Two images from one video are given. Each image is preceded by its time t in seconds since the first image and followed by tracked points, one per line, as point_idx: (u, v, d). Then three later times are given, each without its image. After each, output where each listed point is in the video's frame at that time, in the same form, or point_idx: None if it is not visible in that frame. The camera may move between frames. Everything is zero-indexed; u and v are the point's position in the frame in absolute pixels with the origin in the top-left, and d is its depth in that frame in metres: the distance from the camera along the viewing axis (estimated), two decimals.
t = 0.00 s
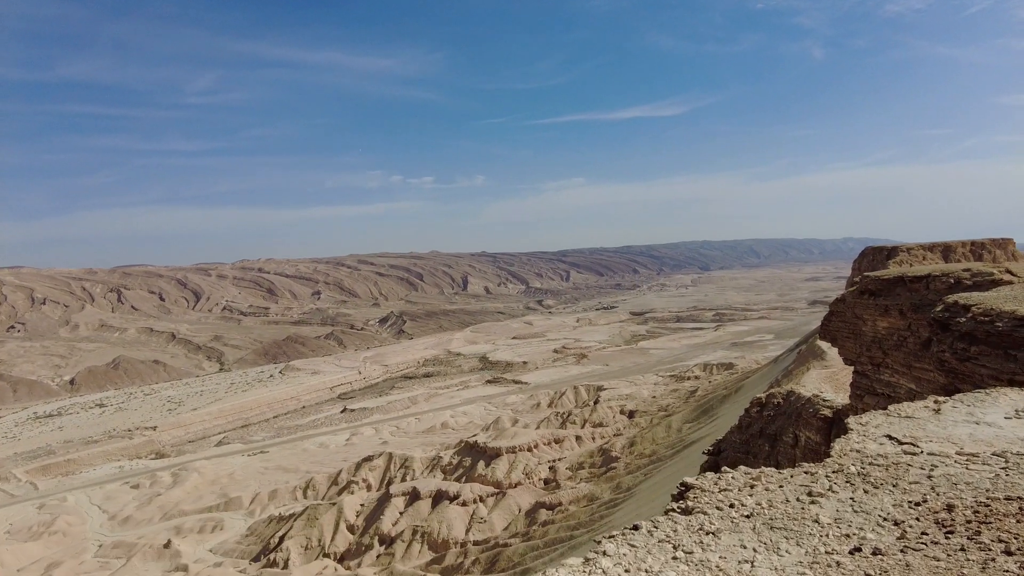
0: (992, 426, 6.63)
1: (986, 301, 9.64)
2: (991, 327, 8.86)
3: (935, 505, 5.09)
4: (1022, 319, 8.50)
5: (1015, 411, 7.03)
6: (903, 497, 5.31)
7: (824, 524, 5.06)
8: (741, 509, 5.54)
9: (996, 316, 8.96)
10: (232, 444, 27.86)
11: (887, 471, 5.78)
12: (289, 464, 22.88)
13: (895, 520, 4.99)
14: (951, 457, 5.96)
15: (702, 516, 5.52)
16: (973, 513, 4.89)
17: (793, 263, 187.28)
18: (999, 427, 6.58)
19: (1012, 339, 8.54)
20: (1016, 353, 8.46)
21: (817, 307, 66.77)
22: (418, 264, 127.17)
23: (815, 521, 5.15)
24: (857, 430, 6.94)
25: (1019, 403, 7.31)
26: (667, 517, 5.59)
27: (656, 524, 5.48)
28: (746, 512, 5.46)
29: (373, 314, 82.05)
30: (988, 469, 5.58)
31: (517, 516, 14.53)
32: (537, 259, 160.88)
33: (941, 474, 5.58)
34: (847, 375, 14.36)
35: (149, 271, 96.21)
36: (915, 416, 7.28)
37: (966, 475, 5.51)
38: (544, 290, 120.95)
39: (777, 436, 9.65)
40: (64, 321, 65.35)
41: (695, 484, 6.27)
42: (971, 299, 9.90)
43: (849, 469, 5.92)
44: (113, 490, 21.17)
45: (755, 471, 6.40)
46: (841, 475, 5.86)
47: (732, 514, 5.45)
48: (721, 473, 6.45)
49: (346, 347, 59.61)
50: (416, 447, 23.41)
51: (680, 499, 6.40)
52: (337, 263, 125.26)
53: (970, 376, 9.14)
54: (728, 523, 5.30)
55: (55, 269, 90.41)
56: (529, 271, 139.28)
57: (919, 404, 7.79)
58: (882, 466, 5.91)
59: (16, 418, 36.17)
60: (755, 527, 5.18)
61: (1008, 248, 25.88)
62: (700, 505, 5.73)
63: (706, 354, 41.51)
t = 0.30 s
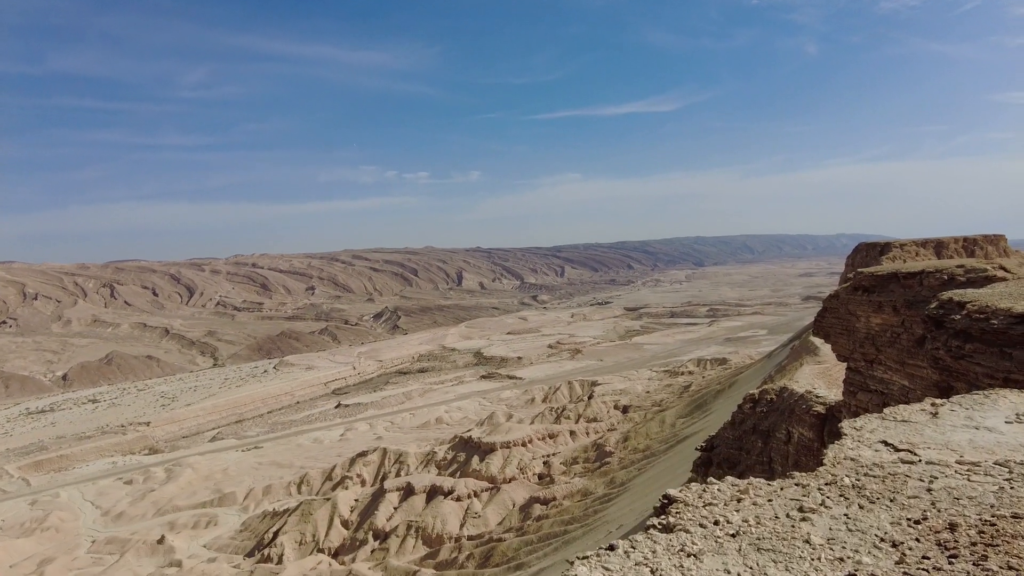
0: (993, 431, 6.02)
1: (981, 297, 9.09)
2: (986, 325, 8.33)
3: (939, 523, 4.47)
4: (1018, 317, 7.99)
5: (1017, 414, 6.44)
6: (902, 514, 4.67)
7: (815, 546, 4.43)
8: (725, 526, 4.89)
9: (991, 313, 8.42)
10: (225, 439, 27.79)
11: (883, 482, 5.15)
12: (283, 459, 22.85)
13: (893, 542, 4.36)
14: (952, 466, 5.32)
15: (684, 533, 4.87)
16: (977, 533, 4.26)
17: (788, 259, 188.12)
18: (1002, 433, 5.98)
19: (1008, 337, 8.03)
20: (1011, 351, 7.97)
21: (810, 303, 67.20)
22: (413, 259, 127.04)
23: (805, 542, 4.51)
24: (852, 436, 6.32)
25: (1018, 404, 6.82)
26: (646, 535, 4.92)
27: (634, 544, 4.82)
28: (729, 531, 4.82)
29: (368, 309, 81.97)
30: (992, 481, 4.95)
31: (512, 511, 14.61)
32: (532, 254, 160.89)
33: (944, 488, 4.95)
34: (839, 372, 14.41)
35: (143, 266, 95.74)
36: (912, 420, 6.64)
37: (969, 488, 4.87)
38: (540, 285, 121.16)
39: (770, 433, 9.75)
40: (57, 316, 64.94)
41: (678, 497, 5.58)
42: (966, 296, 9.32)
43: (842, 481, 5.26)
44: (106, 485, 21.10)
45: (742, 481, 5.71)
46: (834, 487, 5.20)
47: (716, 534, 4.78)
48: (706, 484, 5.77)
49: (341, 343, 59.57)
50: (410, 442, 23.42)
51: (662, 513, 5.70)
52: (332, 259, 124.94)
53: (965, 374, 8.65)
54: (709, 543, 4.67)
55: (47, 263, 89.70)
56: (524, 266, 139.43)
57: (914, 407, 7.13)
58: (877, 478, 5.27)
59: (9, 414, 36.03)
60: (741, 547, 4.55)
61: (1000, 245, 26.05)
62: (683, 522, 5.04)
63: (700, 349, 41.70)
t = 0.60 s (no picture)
0: (999, 437, 5.98)
1: (981, 295, 9.11)
2: (986, 323, 8.34)
3: (946, 542, 4.38)
4: (1018, 315, 8.00)
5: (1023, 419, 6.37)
6: (906, 533, 4.59)
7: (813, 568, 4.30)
8: (713, 543, 4.73)
9: (991, 311, 8.43)
10: (223, 438, 27.77)
11: (885, 496, 5.07)
12: (282, 458, 22.84)
13: (897, 565, 4.27)
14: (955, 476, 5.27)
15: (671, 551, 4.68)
16: (987, 554, 4.19)
17: (786, 257, 188.19)
18: (1007, 438, 5.92)
19: (1008, 335, 8.04)
20: (1012, 350, 7.99)
21: (808, 300, 67.28)
22: (411, 258, 126.89)
23: (801, 563, 4.38)
24: (850, 441, 6.26)
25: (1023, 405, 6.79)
26: (628, 554, 4.66)
27: (615, 564, 4.60)
28: (718, 549, 4.66)
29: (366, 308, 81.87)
30: (1000, 494, 4.90)
31: (511, 509, 14.66)
32: (529, 252, 160.75)
33: (951, 502, 4.87)
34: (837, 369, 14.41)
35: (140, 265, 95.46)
36: (912, 425, 6.58)
37: (975, 502, 4.81)
38: (538, 283, 121.14)
39: (768, 432, 9.82)
40: (53, 315, 64.71)
41: (665, 509, 5.40)
42: (966, 293, 9.33)
43: (841, 494, 5.17)
44: (104, 485, 21.08)
45: (734, 493, 5.58)
46: (832, 501, 5.11)
47: (703, 553, 4.59)
48: (696, 496, 5.63)
49: (339, 341, 59.49)
50: (408, 441, 23.43)
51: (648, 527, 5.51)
52: (330, 258, 124.72)
53: (965, 373, 8.67)
54: (698, 562, 4.50)
55: (43, 262, 89.28)
56: (523, 264, 139.38)
57: (916, 410, 7.16)
58: (879, 490, 5.18)
59: (5, 413, 35.94)
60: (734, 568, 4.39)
61: (997, 242, 26.14)
62: (668, 539, 4.84)
63: (698, 347, 41.75)
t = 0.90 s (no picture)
0: (1015, 444, 5.68)
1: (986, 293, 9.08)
2: (992, 322, 8.30)
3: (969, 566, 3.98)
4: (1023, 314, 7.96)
5: None
6: (922, 554, 4.19)
7: None
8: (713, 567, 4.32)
9: (997, 310, 8.38)
10: (224, 438, 27.80)
11: (898, 512, 4.67)
12: (283, 458, 22.85)
13: None
14: (972, 489, 4.95)
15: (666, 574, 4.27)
16: None
17: (786, 255, 188.08)
18: None
19: (1012, 334, 8.02)
20: (1016, 349, 7.96)
21: (809, 298, 67.32)
22: (411, 257, 126.95)
23: None
24: (857, 449, 5.97)
25: None
26: None
27: None
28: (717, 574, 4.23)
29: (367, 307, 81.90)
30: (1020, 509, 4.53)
31: (512, 508, 14.68)
32: (530, 251, 160.73)
33: (968, 520, 4.47)
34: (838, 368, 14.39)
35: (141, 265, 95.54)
36: (923, 431, 6.28)
37: (995, 520, 4.42)
38: (539, 282, 121.18)
39: (768, 431, 9.82)
40: (54, 315, 64.76)
41: (660, 527, 4.95)
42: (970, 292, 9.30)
43: (850, 510, 4.76)
44: (105, 485, 21.11)
45: (734, 508, 5.14)
46: (840, 518, 4.70)
47: None
48: (693, 511, 5.19)
49: (340, 341, 59.55)
50: (409, 440, 23.43)
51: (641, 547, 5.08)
52: (331, 257, 124.81)
53: (970, 373, 8.64)
54: None
55: (44, 263, 89.30)
56: (524, 263, 139.48)
57: (926, 415, 6.91)
58: (890, 506, 4.76)
59: (7, 414, 36.00)
60: None
61: (998, 240, 26.12)
62: (663, 562, 4.43)
63: (698, 346, 41.76)
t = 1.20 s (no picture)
0: None
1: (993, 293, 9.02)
2: (1000, 322, 8.23)
3: None
4: None
5: None
6: None
7: None
8: None
9: (1005, 310, 8.32)
10: (226, 435, 27.87)
11: (916, 539, 4.40)
12: (284, 455, 22.89)
13: None
14: (993, 511, 4.69)
15: None
16: None
17: (787, 252, 188.01)
18: None
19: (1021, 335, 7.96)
20: None
21: (810, 296, 67.30)
22: (413, 255, 127.13)
23: None
24: (866, 462, 5.72)
25: None
26: None
27: None
28: None
29: (368, 305, 81.98)
30: None
31: (512, 506, 14.68)
32: (531, 249, 160.72)
33: (993, 549, 4.20)
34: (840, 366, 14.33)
35: (143, 263, 95.71)
36: (935, 441, 6.06)
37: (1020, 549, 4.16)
38: (540, 280, 121.28)
39: (770, 430, 9.76)
40: (56, 313, 64.92)
41: (657, 555, 4.70)
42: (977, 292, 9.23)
43: (862, 536, 4.50)
44: (107, 482, 21.16)
45: (735, 532, 4.93)
46: (852, 544, 4.44)
47: None
48: (691, 535, 4.98)
49: (341, 338, 59.65)
50: (410, 438, 23.46)
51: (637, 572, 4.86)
52: (332, 255, 124.94)
53: (977, 374, 8.58)
54: None
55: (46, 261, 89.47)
56: (525, 261, 139.59)
57: (939, 423, 6.63)
58: (905, 530, 4.51)
59: (9, 411, 36.10)
60: None
61: (1000, 237, 26.05)
62: None
63: (699, 343, 41.78)
